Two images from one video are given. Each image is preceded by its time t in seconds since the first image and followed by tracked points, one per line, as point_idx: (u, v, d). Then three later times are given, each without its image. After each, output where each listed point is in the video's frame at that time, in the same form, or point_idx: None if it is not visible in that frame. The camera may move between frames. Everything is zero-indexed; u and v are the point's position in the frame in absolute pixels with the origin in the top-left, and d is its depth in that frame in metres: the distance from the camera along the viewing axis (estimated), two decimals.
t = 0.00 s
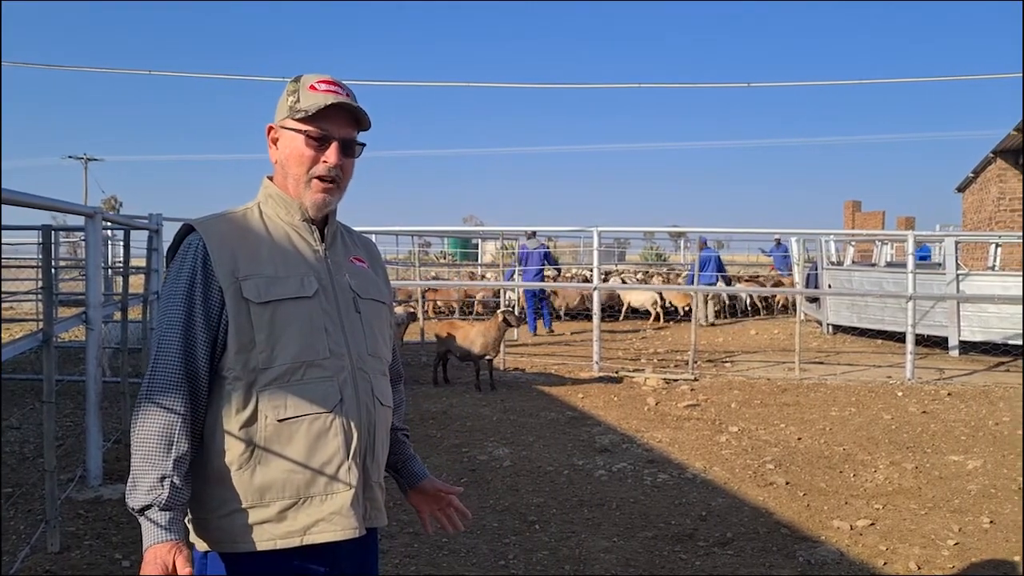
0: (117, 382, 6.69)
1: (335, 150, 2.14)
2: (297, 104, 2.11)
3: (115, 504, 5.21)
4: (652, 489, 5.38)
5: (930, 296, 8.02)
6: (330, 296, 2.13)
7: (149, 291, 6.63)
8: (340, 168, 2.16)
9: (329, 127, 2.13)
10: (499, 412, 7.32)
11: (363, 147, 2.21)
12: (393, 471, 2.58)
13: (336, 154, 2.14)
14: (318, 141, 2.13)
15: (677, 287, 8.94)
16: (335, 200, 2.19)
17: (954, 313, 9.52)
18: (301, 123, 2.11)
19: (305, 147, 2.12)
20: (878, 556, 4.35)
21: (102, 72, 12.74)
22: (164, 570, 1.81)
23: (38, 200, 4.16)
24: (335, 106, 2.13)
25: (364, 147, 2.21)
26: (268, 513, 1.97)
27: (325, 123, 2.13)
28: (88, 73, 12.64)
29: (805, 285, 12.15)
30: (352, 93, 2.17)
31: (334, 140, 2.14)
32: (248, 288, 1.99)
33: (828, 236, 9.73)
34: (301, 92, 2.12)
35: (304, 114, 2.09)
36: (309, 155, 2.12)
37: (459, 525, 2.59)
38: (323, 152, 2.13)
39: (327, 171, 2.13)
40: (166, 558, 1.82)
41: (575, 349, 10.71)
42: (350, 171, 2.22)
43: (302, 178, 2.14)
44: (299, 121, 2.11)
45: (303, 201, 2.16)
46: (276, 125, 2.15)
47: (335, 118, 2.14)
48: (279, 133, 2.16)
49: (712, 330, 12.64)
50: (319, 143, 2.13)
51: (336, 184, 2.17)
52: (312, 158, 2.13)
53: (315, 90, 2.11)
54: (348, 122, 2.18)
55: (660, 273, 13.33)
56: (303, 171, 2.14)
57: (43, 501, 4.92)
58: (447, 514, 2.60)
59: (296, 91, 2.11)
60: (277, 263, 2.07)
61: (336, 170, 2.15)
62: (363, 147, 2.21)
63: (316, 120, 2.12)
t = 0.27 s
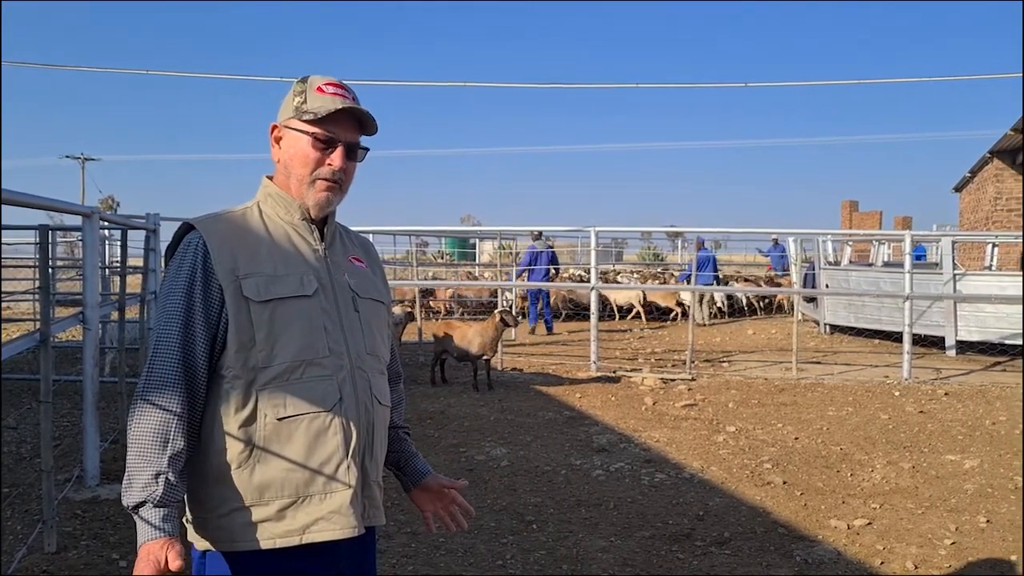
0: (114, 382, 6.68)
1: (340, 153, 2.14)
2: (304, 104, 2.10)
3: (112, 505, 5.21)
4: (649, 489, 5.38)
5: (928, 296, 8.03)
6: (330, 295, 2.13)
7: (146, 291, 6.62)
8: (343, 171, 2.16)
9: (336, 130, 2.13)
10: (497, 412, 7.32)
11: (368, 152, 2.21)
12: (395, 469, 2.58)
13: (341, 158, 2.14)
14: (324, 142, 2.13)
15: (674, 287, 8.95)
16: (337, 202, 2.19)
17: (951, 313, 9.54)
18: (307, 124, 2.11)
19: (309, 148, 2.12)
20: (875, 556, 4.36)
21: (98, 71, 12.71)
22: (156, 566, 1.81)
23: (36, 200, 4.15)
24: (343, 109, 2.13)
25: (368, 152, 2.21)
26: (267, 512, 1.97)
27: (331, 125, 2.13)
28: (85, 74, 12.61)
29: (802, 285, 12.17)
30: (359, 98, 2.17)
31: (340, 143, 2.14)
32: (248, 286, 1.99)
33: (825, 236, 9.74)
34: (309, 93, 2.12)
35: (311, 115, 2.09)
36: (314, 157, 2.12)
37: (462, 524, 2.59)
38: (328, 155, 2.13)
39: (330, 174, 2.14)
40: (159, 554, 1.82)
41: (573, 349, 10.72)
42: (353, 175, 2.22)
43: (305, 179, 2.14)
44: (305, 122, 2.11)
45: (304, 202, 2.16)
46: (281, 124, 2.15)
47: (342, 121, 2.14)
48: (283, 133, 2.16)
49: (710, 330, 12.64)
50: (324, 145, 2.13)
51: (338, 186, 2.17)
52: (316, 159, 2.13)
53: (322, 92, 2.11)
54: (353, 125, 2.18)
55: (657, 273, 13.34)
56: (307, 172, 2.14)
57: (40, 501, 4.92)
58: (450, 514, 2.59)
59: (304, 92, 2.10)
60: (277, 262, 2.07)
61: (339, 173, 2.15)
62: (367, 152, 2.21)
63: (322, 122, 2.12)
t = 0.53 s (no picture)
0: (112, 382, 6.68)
1: (344, 157, 2.15)
2: (308, 108, 2.10)
3: (110, 505, 5.21)
4: (646, 489, 5.39)
5: (924, 297, 8.05)
6: (331, 297, 2.14)
7: (144, 292, 6.62)
8: (347, 175, 2.17)
9: (340, 134, 2.14)
10: (495, 413, 7.33)
11: (371, 156, 2.22)
12: (387, 473, 2.58)
13: (345, 162, 2.15)
14: (328, 147, 2.13)
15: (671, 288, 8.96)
16: (340, 205, 2.20)
17: (947, 313, 9.56)
18: (311, 128, 2.11)
19: (313, 152, 2.13)
20: (871, 556, 4.37)
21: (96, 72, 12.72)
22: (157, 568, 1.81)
23: (33, 201, 4.15)
24: (347, 113, 2.14)
25: (372, 156, 2.22)
26: (268, 513, 1.98)
27: (336, 130, 2.13)
28: (83, 74, 12.60)
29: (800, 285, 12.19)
30: (363, 102, 2.18)
31: (344, 148, 2.15)
32: (250, 289, 2.00)
33: (822, 236, 9.75)
34: (313, 97, 2.11)
35: (317, 120, 2.09)
36: (318, 161, 2.13)
37: (451, 527, 2.60)
38: (332, 159, 2.14)
39: (334, 178, 2.14)
40: (160, 556, 1.82)
41: (570, 349, 10.73)
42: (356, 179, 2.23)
43: (308, 182, 2.15)
44: (310, 126, 2.11)
45: (307, 205, 2.17)
46: (284, 127, 2.15)
47: (346, 126, 2.15)
48: (287, 136, 2.16)
49: (707, 330, 12.65)
50: (328, 149, 2.13)
51: (342, 190, 2.18)
52: (320, 163, 2.13)
53: (326, 96, 2.11)
54: (357, 129, 2.18)
55: (654, 273, 13.35)
56: (311, 176, 2.15)
57: (38, 502, 4.92)
58: (438, 518, 2.60)
59: (308, 95, 2.10)
60: (278, 264, 2.07)
61: (343, 177, 2.16)
62: (370, 156, 2.22)
63: (327, 126, 2.12)
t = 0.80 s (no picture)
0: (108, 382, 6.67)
1: (343, 157, 2.15)
2: (306, 108, 2.10)
3: (107, 506, 5.20)
4: (643, 489, 5.39)
5: (920, 297, 8.05)
6: (330, 298, 2.14)
7: (140, 292, 6.61)
8: (346, 175, 2.17)
9: (338, 134, 2.14)
10: (492, 412, 7.33)
11: (369, 156, 2.22)
12: (384, 473, 2.58)
13: (344, 162, 2.15)
14: (326, 147, 2.13)
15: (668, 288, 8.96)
16: (339, 206, 2.20)
17: (944, 313, 9.57)
18: (309, 128, 2.10)
19: (312, 152, 2.12)
20: (868, 556, 4.37)
21: (94, 72, 12.74)
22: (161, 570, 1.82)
23: (28, 201, 4.15)
24: (345, 113, 2.13)
25: (370, 156, 2.22)
26: (268, 515, 1.98)
27: (334, 130, 2.13)
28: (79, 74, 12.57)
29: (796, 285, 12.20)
30: (360, 101, 2.18)
31: (342, 148, 2.14)
32: (250, 290, 1.99)
33: (819, 236, 9.76)
34: (310, 98, 2.11)
35: (315, 120, 2.08)
36: (317, 161, 2.13)
37: (445, 527, 2.60)
38: (331, 159, 2.14)
39: (333, 178, 2.14)
40: (164, 558, 1.82)
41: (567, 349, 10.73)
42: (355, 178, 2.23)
43: (308, 183, 2.14)
44: (308, 126, 2.11)
45: (306, 206, 2.17)
46: (282, 128, 2.14)
47: (344, 126, 2.14)
48: (285, 137, 2.15)
49: (704, 330, 12.66)
50: (327, 150, 2.13)
51: (341, 190, 2.18)
52: (320, 163, 2.13)
53: (324, 96, 2.11)
54: (356, 129, 2.18)
55: (652, 273, 13.37)
56: (309, 176, 2.14)
57: (34, 503, 4.92)
58: (433, 517, 2.60)
59: (306, 96, 2.09)
60: (278, 265, 2.07)
61: (342, 177, 2.16)
62: (368, 156, 2.22)
63: (325, 125, 2.12)
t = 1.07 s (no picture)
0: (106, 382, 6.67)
1: (340, 157, 2.15)
2: (302, 109, 2.10)
3: (104, 506, 5.21)
4: (641, 489, 5.40)
5: (917, 297, 8.07)
6: (329, 299, 2.14)
7: (138, 292, 6.61)
8: (343, 174, 2.17)
9: (335, 134, 2.14)
10: (489, 412, 7.34)
11: (366, 154, 2.23)
12: (384, 472, 2.59)
13: (341, 162, 2.15)
14: (323, 146, 2.13)
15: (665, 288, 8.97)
16: (337, 205, 2.20)
17: (940, 313, 9.60)
18: (306, 129, 2.10)
19: (309, 152, 2.13)
20: (864, 556, 4.38)
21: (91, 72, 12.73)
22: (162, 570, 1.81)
23: (25, 202, 4.14)
24: (341, 112, 2.14)
25: (367, 154, 2.23)
26: (269, 515, 1.98)
27: (330, 129, 2.13)
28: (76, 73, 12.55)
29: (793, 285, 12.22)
30: (355, 100, 2.18)
31: (339, 147, 2.15)
32: (250, 291, 2.00)
33: (816, 236, 9.77)
34: (305, 98, 2.11)
35: (310, 120, 2.09)
36: (314, 161, 2.13)
37: (445, 525, 2.61)
38: (328, 159, 2.14)
39: (331, 178, 2.15)
40: (165, 559, 1.82)
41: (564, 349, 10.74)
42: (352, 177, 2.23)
43: (305, 183, 2.15)
44: (304, 126, 2.11)
45: (305, 206, 2.17)
46: (279, 129, 2.15)
47: (341, 125, 2.15)
48: (281, 138, 2.16)
49: (701, 330, 12.67)
50: (324, 149, 2.13)
51: (339, 189, 2.18)
52: (317, 163, 2.14)
53: (319, 96, 2.12)
54: (352, 128, 2.19)
55: (649, 273, 13.38)
56: (307, 176, 2.15)
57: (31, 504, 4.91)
58: (432, 515, 2.61)
59: (301, 96, 2.10)
60: (277, 266, 2.07)
61: (340, 176, 2.16)
62: (365, 154, 2.23)
63: (321, 125, 2.12)
